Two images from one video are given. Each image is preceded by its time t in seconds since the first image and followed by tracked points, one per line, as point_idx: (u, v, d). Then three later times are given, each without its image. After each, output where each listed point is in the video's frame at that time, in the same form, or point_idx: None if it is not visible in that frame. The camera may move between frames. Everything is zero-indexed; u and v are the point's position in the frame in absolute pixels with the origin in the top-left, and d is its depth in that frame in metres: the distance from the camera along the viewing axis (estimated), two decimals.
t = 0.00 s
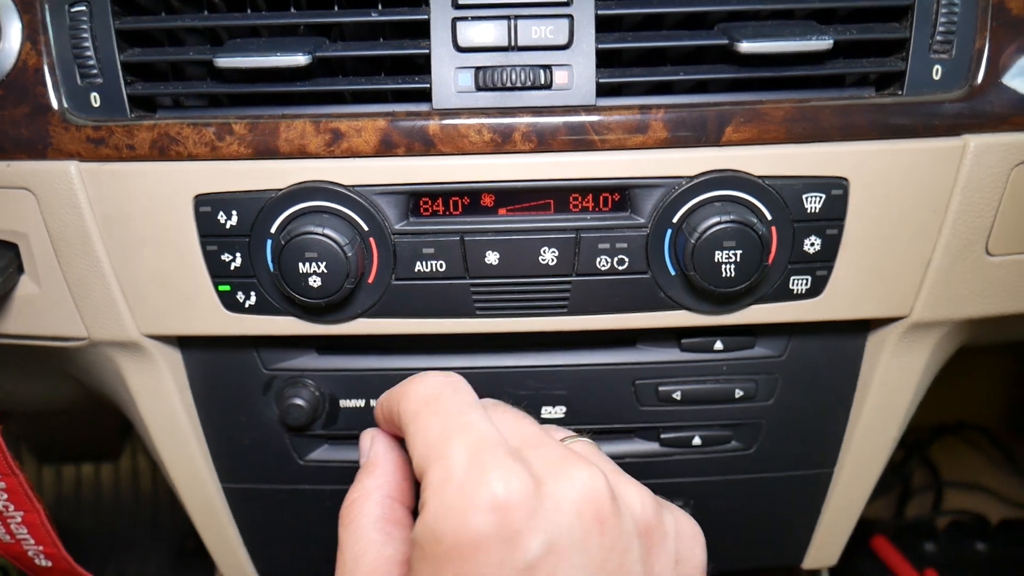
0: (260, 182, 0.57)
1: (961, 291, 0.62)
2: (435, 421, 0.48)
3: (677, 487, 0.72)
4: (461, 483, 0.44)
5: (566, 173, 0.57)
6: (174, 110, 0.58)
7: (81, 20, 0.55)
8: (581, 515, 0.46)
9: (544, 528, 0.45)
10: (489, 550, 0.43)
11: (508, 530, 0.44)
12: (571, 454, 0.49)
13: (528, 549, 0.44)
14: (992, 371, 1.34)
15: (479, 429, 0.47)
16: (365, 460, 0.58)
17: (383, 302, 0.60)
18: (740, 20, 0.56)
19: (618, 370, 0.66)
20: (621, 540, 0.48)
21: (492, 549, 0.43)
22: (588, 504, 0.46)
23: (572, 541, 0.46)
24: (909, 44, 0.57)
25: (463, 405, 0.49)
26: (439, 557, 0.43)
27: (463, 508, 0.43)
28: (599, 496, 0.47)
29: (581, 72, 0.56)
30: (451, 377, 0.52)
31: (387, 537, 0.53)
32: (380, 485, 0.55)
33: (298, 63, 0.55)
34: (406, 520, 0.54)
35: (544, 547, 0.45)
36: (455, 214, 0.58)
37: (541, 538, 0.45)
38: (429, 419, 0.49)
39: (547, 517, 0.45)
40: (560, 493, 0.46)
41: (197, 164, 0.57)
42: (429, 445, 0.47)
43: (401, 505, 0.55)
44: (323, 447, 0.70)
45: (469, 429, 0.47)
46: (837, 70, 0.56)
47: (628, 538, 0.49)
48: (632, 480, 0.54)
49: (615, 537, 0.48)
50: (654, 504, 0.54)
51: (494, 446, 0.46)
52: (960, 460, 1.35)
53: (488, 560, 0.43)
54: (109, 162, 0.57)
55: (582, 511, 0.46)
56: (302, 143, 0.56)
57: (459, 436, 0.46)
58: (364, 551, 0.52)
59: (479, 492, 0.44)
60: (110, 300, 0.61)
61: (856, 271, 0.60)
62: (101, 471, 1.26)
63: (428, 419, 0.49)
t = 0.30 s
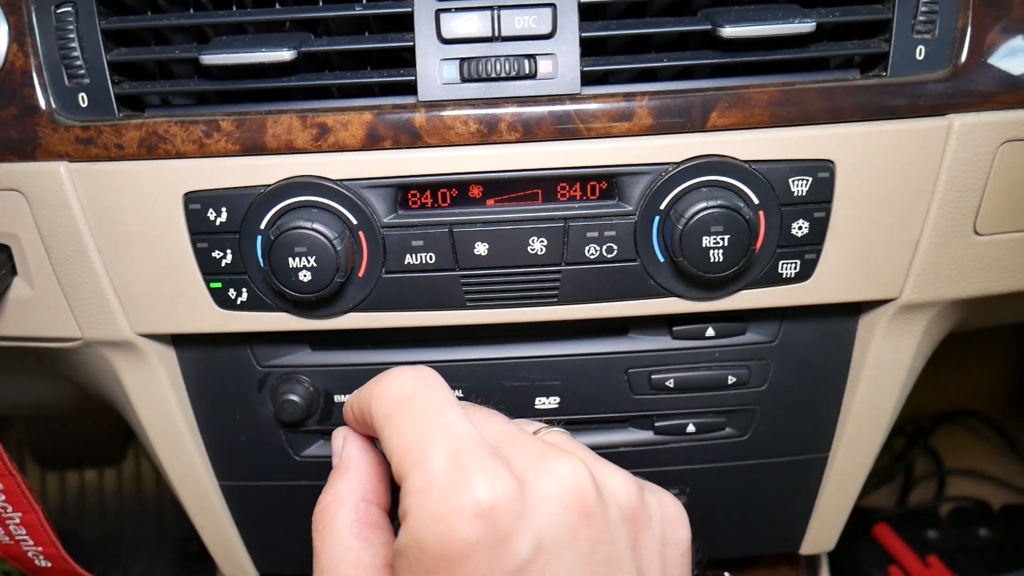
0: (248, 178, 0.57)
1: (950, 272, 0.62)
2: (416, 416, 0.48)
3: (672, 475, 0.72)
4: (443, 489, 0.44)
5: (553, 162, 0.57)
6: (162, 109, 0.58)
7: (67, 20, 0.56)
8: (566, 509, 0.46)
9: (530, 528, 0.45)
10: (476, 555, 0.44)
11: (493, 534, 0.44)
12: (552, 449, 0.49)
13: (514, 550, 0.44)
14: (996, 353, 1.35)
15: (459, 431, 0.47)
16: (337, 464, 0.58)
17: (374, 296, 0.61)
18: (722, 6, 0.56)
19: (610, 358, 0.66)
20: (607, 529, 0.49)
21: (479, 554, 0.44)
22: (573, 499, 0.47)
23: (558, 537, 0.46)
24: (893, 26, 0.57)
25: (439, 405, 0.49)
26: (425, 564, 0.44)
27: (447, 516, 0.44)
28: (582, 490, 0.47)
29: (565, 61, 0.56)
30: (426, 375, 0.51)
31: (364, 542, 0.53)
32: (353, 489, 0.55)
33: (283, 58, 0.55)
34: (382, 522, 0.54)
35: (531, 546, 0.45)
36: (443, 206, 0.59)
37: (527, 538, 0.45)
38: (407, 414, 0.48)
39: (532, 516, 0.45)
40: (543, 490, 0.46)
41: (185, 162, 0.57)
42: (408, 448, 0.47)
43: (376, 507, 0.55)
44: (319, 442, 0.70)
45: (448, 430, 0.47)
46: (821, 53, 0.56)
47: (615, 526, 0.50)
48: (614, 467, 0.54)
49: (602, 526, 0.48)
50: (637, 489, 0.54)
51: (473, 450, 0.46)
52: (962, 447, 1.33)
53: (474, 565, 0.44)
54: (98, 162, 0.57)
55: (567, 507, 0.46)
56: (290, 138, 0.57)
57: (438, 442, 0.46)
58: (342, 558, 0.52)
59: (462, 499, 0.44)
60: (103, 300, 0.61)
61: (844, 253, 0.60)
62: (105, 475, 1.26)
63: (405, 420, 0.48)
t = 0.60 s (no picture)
0: (238, 178, 0.58)
1: (928, 267, 0.63)
2: (474, 357, 0.47)
3: (658, 470, 0.73)
4: (482, 440, 0.46)
5: (537, 161, 0.58)
6: (154, 110, 0.59)
7: (60, 24, 0.57)
8: (582, 487, 0.49)
9: (546, 496, 0.47)
10: (492, 507, 0.46)
11: (511, 493, 0.46)
12: (580, 427, 0.52)
13: (528, 513, 0.47)
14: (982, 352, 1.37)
15: (512, 386, 0.47)
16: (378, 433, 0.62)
17: (362, 293, 0.62)
18: (702, 9, 0.58)
19: (595, 355, 0.67)
20: (615, 514, 0.51)
21: (495, 507, 0.46)
22: (590, 479, 0.49)
23: (570, 511, 0.48)
24: (867, 27, 0.58)
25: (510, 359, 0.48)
26: (444, 507, 0.47)
27: (474, 467, 0.46)
28: (600, 473, 0.50)
29: (549, 62, 0.57)
30: (513, 308, 0.49)
31: (395, 501, 0.57)
32: (391, 455, 0.59)
33: (272, 61, 0.56)
34: (413, 490, 0.59)
35: (544, 514, 0.47)
36: (430, 204, 0.60)
37: (542, 505, 0.47)
38: (471, 354, 0.47)
39: (550, 486, 0.48)
40: (565, 466, 0.48)
41: (176, 162, 0.58)
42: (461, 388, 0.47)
43: (410, 476, 0.59)
44: (309, 440, 0.72)
45: (502, 381, 0.47)
46: (798, 54, 0.58)
47: (623, 513, 0.52)
48: (637, 461, 0.56)
49: (611, 510, 0.51)
50: (656, 489, 0.56)
51: (520, 412, 0.47)
52: (948, 447, 1.35)
53: (488, 516, 0.46)
54: (90, 162, 0.58)
55: (583, 485, 0.49)
56: (279, 138, 0.58)
57: (490, 392, 0.47)
58: (373, 510, 0.56)
59: (493, 455, 0.46)
60: (95, 299, 0.62)
61: (823, 249, 0.61)
62: (97, 481, 1.26)
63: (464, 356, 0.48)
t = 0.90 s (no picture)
0: (232, 167, 0.58)
1: (932, 262, 0.62)
2: (468, 354, 0.47)
3: (657, 465, 0.72)
4: (473, 439, 0.45)
5: (537, 153, 0.57)
6: (147, 99, 0.58)
7: (50, 10, 0.55)
8: (578, 487, 0.48)
9: (541, 496, 0.46)
10: (485, 507, 0.45)
11: (506, 494, 0.45)
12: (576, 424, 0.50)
13: (523, 514, 0.45)
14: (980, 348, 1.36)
15: (505, 384, 0.46)
16: (369, 428, 0.61)
17: (359, 285, 0.61)
18: None
19: (595, 349, 0.66)
20: (612, 513, 0.50)
21: (489, 510, 0.45)
22: (586, 478, 0.48)
23: (566, 512, 0.47)
24: (873, 18, 0.57)
25: (504, 356, 0.47)
26: (435, 510, 0.45)
27: (467, 467, 0.45)
28: (596, 472, 0.48)
29: (549, 52, 0.56)
30: (506, 306, 0.48)
31: (387, 497, 0.56)
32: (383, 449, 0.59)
33: (268, 48, 0.55)
34: (406, 483, 0.58)
35: (539, 515, 0.46)
36: (428, 195, 0.59)
37: (538, 505, 0.46)
38: (463, 351, 0.47)
39: (545, 487, 0.46)
40: (559, 466, 0.47)
41: (169, 151, 0.57)
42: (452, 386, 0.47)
43: (402, 470, 0.59)
44: (305, 433, 0.71)
45: (494, 378, 0.46)
46: (803, 45, 0.57)
47: (620, 512, 0.51)
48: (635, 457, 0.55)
49: (608, 508, 0.49)
50: (653, 485, 0.55)
51: (515, 411, 0.46)
52: (947, 443, 1.35)
53: (482, 518, 0.45)
54: (82, 151, 0.57)
55: (578, 484, 0.48)
56: (274, 127, 0.57)
57: (483, 390, 0.46)
58: (362, 510, 0.55)
59: (485, 454, 0.45)
60: (88, 290, 0.61)
61: (827, 243, 0.61)
62: (92, 472, 1.25)
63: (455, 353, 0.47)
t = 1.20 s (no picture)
0: (243, 156, 0.58)
1: (942, 254, 0.62)
2: (393, 404, 0.48)
3: (663, 456, 0.73)
4: (437, 471, 0.44)
5: (547, 144, 0.57)
6: (158, 87, 0.58)
7: None
8: (560, 491, 0.46)
9: (525, 507, 0.45)
10: (472, 538, 0.44)
11: (490, 517, 0.44)
12: (544, 429, 0.49)
13: (510, 531, 0.45)
14: (984, 340, 1.36)
15: (443, 413, 0.46)
16: (296, 453, 0.58)
17: (369, 275, 0.61)
18: None
19: (604, 340, 0.66)
20: (600, 507, 0.49)
21: (478, 537, 0.44)
22: (565, 480, 0.46)
23: (553, 517, 0.46)
24: (885, 9, 0.57)
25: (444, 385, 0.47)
26: (419, 553, 0.44)
27: (439, 500, 0.43)
28: (574, 470, 0.47)
29: (560, 42, 0.56)
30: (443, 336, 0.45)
31: (337, 532, 0.53)
32: (318, 478, 0.55)
33: (279, 37, 0.55)
34: (351, 510, 0.55)
35: (525, 526, 0.45)
36: (438, 185, 0.59)
37: (522, 518, 0.45)
38: (387, 409, 0.48)
39: (526, 497, 0.45)
40: (534, 472, 0.46)
41: (180, 140, 0.57)
42: (400, 436, 0.46)
43: (345, 495, 0.56)
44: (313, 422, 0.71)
45: (432, 412, 0.46)
46: (815, 36, 0.56)
47: (608, 505, 0.50)
48: (603, 445, 0.54)
49: (595, 505, 0.48)
50: (627, 466, 0.54)
51: (470, 435, 0.45)
52: (952, 434, 1.35)
53: (472, 547, 0.44)
54: (93, 139, 0.57)
55: (560, 488, 0.46)
56: (285, 117, 0.57)
57: (433, 423, 0.46)
58: (318, 549, 0.53)
59: (455, 486, 0.43)
60: (99, 277, 0.61)
61: (836, 236, 0.61)
62: (98, 458, 1.25)
63: (390, 408, 0.48)
